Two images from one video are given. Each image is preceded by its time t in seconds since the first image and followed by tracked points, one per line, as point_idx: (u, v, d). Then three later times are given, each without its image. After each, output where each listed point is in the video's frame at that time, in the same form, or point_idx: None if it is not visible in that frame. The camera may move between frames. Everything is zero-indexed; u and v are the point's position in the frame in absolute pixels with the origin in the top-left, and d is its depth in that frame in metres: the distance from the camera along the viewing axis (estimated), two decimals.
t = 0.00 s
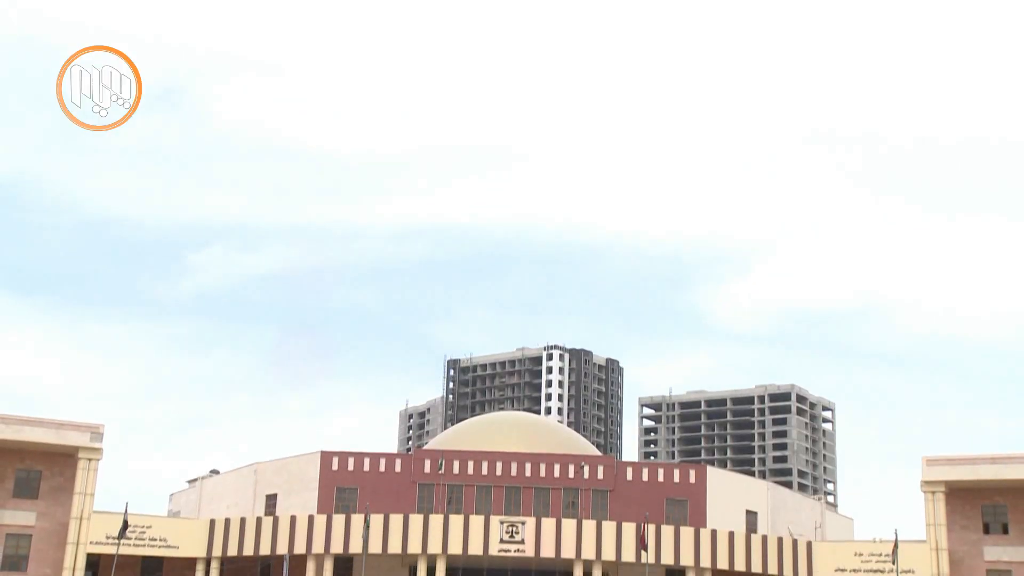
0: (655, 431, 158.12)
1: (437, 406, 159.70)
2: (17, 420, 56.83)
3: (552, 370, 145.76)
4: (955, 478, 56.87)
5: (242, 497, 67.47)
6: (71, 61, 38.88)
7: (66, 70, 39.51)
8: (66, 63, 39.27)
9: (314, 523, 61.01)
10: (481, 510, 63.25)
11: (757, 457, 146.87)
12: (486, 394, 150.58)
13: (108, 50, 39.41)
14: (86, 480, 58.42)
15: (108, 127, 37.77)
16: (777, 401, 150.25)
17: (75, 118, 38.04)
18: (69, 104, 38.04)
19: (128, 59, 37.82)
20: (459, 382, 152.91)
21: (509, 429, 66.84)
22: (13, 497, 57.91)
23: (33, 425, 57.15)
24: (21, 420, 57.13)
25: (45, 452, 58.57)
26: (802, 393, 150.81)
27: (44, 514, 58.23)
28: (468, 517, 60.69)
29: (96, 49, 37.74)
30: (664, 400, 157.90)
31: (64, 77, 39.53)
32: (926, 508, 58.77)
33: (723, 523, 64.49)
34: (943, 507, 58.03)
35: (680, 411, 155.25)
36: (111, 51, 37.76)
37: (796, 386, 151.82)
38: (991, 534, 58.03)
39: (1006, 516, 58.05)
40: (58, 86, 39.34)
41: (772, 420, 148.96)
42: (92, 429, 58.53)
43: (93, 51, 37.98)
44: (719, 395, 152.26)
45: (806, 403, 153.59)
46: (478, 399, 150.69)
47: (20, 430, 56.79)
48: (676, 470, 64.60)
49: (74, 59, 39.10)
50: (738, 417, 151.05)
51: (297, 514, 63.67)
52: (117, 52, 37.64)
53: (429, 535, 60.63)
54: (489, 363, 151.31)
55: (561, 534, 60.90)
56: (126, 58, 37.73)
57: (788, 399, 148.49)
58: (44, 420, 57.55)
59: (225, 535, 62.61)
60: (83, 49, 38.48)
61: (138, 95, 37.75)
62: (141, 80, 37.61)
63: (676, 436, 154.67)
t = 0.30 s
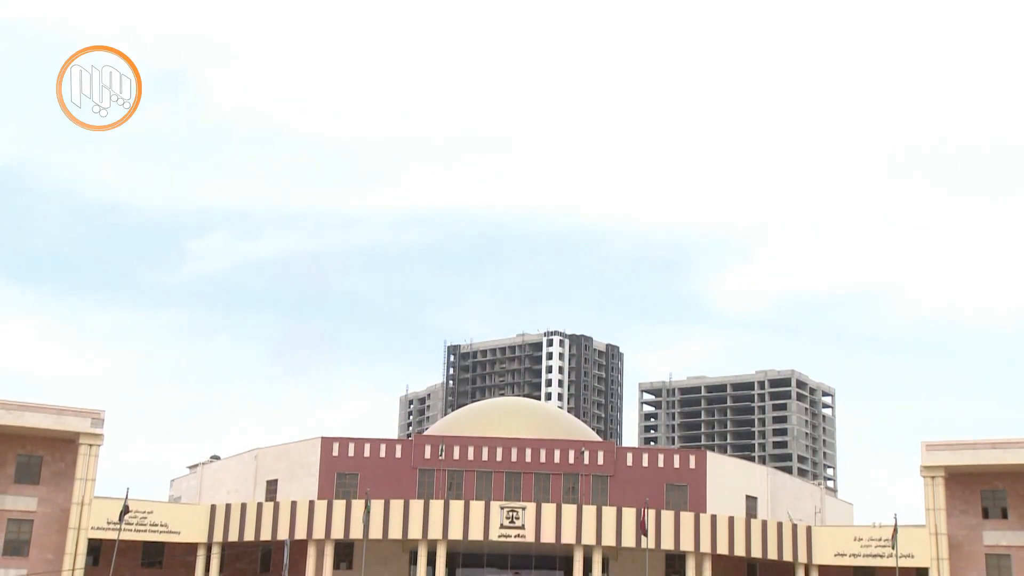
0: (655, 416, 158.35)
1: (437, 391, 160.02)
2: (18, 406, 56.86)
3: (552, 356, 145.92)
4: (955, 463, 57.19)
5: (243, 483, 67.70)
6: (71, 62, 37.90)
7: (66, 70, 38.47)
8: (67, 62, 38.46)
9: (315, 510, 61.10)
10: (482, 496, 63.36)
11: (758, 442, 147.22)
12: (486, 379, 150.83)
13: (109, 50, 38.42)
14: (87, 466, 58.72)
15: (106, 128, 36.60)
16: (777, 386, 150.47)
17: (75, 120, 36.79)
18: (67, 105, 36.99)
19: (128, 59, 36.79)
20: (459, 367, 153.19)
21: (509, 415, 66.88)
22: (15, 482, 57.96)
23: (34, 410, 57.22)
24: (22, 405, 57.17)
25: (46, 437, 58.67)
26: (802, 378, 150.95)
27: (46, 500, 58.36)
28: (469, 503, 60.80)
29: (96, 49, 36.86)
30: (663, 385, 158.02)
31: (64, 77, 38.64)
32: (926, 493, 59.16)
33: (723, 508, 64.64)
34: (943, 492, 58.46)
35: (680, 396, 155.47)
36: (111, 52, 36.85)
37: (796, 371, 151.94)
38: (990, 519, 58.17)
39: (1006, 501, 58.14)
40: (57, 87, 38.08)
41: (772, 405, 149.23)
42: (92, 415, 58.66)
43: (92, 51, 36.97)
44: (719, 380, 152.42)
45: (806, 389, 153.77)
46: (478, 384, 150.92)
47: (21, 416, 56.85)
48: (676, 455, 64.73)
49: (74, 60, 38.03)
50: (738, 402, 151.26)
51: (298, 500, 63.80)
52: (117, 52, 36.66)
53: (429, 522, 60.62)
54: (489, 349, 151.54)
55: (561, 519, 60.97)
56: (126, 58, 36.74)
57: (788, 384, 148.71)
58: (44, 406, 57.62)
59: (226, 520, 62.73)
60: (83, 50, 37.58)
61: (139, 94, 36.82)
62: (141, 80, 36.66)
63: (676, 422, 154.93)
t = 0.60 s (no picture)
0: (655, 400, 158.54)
1: (437, 376, 160.24)
2: (20, 391, 56.90)
3: (552, 341, 146.01)
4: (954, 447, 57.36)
5: (244, 468, 67.78)
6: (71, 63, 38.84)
7: (66, 70, 39.21)
8: (65, 62, 39.24)
9: (315, 494, 61.23)
10: (482, 481, 63.46)
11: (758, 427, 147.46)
12: (487, 364, 151.02)
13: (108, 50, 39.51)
14: (88, 451, 58.86)
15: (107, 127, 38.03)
16: (777, 370, 150.54)
17: (75, 118, 38.31)
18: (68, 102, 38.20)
19: (128, 60, 37.82)
20: (460, 352, 153.35)
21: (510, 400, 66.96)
22: (17, 466, 58.10)
23: (36, 396, 57.26)
24: (23, 390, 57.21)
25: (48, 422, 58.72)
26: (802, 363, 151.00)
27: (47, 484, 58.47)
28: (469, 488, 60.92)
29: (96, 49, 37.85)
30: (664, 369, 158.16)
31: (63, 77, 39.41)
32: (925, 477, 59.34)
33: (723, 492, 64.75)
34: (941, 475, 58.66)
35: (680, 381, 155.63)
36: (111, 52, 37.86)
37: (796, 356, 151.93)
38: (989, 502, 58.30)
39: (1005, 485, 58.23)
40: (58, 85, 39.09)
41: (772, 389, 149.36)
42: (93, 400, 58.71)
43: (92, 51, 37.97)
44: (719, 365, 152.51)
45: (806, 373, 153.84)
46: (478, 369, 151.13)
47: (23, 401, 56.91)
48: (676, 440, 64.82)
49: (74, 60, 38.90)
50: (738, 386, 151.40)
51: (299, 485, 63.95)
52: (116, 53, 37.70)
53: (430, 507, 60.74)
54: (489, 333, 151.70)
55: (561, 503, 61.09)
56: (126, 58, 37.85)
57: (788, 369, 148.80)
58: (45, 391, 57.66)
59: (227, 505, 62.84)
60: (82, 50, 38.44)
61: (137, 94, 37.88)
62: (140, 80, 37.73)
63: (677, 406, 155.11)
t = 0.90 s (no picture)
0: (655, 384, 158.71)
1: (437, 359, 160.38)
2: (20, 374, 56.95)
3: (552, 325, 146.00)
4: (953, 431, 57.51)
5: (244, 452, 67.91)
6: (71, 63, 38.05)
7: (66, 70, 38.43)
8: (66, 63, 38.34)
9: (316, 478, 61.34)
10: (482, 464, 63.55)
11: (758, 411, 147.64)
12: (487, 348, 151.14)
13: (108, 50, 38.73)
14: (89, 434, 59.00)
15: (108, 127, 37.21)
16: (777, 354, 150.54)
17: (75, 119, 37.52)
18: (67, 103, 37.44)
19: (128, 59, 36.94)
20: (460, 336, 153.40)
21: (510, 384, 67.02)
22: (18, 450, 58.17)
23: (36, 379, 57.31)
24: (24, 374, 57.26)
25: (48, 406, 58.79)
26: (802, 347, 150.97)
27: (48, 467, 58.58)
28: (469, 472, 61.02)
29: (97, 49, 37.10)
30: (664, 353, 158.27)
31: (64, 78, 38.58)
32: (925, 460, 59.53)
33: (723, 475, 64.89)
34: (940, 458, 58.91)
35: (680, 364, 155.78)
36: (112, 51, 37.03)
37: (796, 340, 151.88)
38: (989, 485, 58.42)
39: (1004, 468, 58.34)
40: (58, 86, 38.28)
41: (772, 373, 149.42)
42: (94, 383, 58.82)
43: (93, 51, 37.15)
44: (719, 349, 152.54)
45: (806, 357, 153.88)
46: (478, 353, 151.24)
47: (23, 385, 56.96)
48: (676, 423, 64.91)
49: (74, 60, 38.10)
50: (738, 370, 151.47)
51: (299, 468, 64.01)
52: (116, 52, 36.88)
53: (429, 491, 60.86)
54: (489, 317, 151.73)
55: (561, 487, 61.19)
56: (126, 58, 37.02)
57: (788, 353, 148.81)
58: (46, 374, 57.73)
59: (228, 489, 62.95)
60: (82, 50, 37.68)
61: (137, 94, 36.98)
62: (140, 79, 36.81)
63: (677, 390, 155.32)
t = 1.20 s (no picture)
0: (655, 368, 158.87)
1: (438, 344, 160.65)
2: (20, 358, 57.02)
3: (552, 309, 146.12)
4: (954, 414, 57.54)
5: (246, 436, 68.00)
6: (71, 63, 39.03)
7: (66, 70, 39.28)
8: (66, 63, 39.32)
9: (317, 462, 61.49)
10: (483, 448, 63.64)
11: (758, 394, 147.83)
12: (487, 332, 151.37)
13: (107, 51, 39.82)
14: (90, 418, 59.05)
15: (109, 126, 38.37)
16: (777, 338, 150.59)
17: (76, 118, 38.58)
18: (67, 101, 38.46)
19: (128, 59, 38.15)
20: (460, 320, 153.58)
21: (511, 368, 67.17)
22: (19, 434, 58.29)
23: (36, 363, 57.37)
24: (24, 357, 57.34)
25: (49, 390, 58.88)
26: (802, 330, 150.95)
27: (49, 451, 58.69)
28: (470, 456, 61.10)
29: (97, 49, 38.19)
30: (664, 337, 158.33)
31: (64, 78, 39.52)
32: (925, 444, 59.56)
33: (723, 459, 64.99)
34: (941, 442, 58.95)
35: (680, 348, 155.90)
36: (111, 52, 38.23)
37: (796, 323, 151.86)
38: (988, 469, 58.53)
39: (1004, 451, 58.45)
40: (58, 86, 39.19)
41: (772, 356, 149.52)
42: (95, 368, 58.84)
43: (93, 51, 38.21)
44: (719, 333, 152.60)
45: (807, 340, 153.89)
46: (479, 337, 151.46)
47: (23, 368, 57.06)
48: (676, 408, 65.00)
49: (74, 60, 39.05)
50: (738, 354, 151.58)
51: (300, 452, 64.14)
52: (116, 53, 37.99)
53: (430, 474, 60.97)
54: (490, 302, 151.89)
55: (561, 471, 61.26)
56: (126, 58, 38.19)
57: (788, 336, 148.85)
58: (46, 358, 57.80)
59: (229, 472, 63.03)
60: (82, 51, 38.78)
61: (137, 94, 38.12)
62: (140, 80, 38.00)
63: (677, 374, 155.52)
